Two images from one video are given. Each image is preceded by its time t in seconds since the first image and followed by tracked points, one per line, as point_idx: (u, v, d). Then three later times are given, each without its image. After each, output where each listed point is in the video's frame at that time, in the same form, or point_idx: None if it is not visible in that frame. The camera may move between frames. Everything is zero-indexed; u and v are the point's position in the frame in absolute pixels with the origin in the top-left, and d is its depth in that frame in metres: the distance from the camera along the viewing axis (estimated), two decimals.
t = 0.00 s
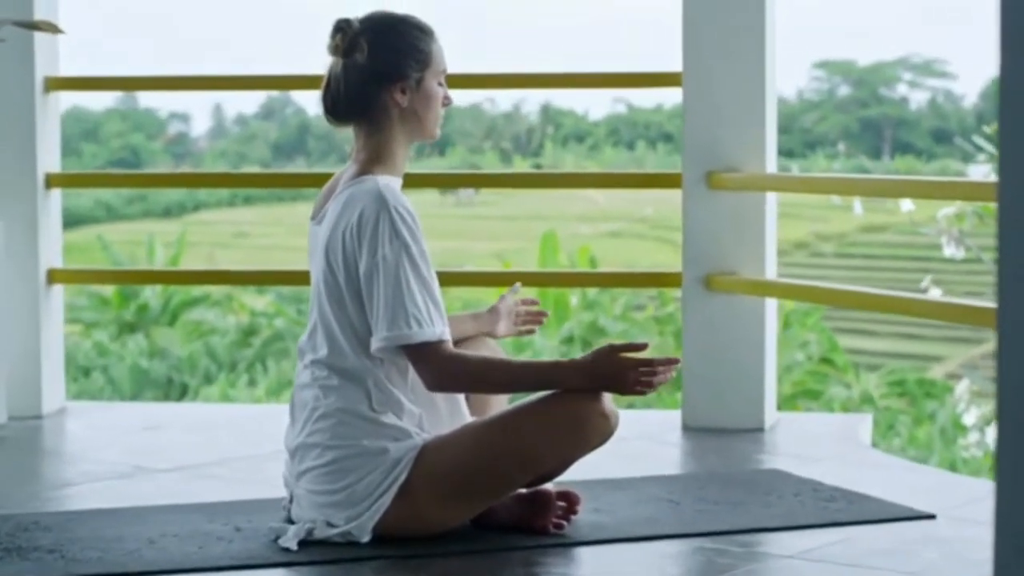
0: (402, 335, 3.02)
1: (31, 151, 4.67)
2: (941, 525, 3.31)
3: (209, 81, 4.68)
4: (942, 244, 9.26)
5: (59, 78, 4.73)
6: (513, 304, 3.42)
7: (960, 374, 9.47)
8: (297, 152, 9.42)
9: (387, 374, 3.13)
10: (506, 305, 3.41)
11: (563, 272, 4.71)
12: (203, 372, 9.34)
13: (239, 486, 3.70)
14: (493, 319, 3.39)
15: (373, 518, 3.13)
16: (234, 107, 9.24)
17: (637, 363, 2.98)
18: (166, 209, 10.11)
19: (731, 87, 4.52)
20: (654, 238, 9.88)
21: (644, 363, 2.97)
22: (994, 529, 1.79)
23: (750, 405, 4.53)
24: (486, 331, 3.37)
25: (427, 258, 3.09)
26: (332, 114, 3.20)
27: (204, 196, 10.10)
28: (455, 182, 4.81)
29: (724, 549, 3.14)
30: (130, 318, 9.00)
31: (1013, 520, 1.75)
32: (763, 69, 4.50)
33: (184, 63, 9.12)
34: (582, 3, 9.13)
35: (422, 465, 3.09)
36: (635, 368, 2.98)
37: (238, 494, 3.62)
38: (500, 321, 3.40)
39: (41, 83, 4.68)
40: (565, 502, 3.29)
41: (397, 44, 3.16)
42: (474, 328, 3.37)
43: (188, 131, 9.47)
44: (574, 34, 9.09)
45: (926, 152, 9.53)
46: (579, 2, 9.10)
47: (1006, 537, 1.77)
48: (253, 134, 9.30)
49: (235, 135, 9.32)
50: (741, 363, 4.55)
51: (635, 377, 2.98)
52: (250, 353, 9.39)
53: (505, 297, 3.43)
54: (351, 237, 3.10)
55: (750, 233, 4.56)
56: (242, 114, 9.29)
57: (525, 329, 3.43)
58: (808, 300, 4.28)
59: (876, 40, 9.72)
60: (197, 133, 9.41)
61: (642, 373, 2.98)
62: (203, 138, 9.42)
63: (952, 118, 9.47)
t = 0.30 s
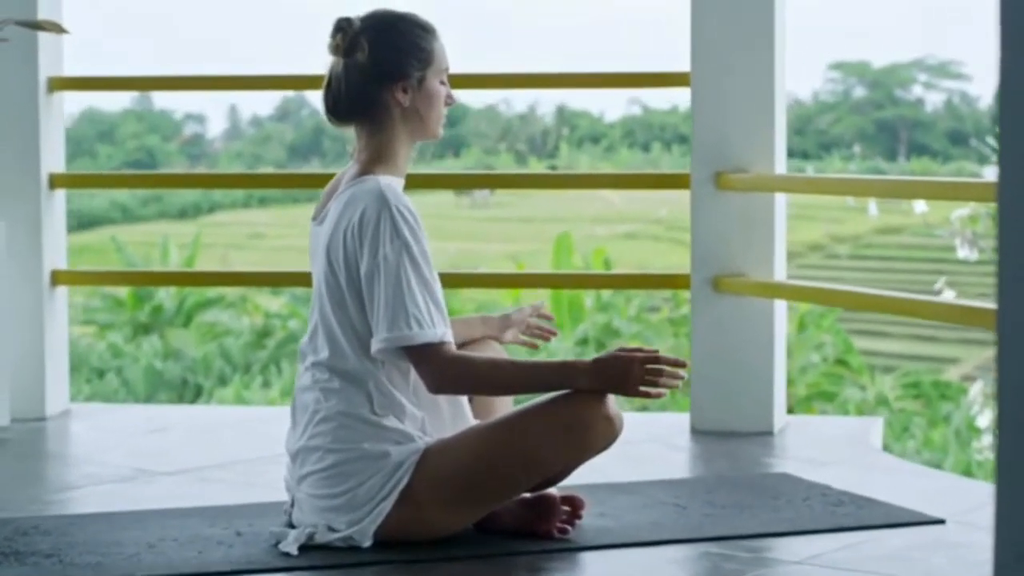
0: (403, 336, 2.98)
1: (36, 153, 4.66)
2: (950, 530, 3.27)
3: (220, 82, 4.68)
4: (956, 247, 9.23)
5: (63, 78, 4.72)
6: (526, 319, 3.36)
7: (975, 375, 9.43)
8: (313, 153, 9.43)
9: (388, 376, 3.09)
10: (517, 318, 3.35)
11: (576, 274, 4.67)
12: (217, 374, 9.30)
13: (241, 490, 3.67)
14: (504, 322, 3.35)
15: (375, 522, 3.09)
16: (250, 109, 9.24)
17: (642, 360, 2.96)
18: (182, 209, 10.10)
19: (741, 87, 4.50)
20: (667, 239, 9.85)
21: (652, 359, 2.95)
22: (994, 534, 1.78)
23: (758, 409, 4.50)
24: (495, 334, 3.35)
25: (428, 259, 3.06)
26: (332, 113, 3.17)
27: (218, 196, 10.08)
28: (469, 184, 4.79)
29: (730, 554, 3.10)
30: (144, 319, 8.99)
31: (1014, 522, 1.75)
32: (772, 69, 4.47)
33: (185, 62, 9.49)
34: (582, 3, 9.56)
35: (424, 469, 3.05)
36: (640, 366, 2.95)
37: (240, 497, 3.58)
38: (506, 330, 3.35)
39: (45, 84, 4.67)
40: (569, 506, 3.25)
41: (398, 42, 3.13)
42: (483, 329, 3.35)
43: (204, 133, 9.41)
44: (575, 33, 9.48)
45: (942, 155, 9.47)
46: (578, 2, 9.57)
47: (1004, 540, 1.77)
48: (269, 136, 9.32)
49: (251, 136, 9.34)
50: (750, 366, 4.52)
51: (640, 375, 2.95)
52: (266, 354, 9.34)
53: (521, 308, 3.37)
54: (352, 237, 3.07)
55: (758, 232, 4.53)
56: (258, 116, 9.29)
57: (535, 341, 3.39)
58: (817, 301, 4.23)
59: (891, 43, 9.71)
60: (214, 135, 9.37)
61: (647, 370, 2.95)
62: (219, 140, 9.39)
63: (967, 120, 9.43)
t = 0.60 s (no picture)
0: (408, 338, 2.95)
1: (42, 154, 4.65)
2: (961, 535, 3.23)
3: (228, 84, 4.65)
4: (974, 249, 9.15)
5: (69, 79, 4.72)
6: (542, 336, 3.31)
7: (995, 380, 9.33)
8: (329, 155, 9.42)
9: (393, 379, 3.06)
10: (531, 334, 3.31)
11: (591, 276, 4.64)
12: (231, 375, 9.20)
13: (247, 494, 3.64)
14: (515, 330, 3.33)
15: (379, 527, 3.06)
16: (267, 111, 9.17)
17: (652, 367, 2.91)
18: (197, 212, 10.04)
19: (751, 88, 4.47)
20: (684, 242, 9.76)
21: (661, 369, 2.90)
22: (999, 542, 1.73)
23: (769, 413, 4.47)
24: (503, 337, 3.33)
25: (434, 261, 3.03)
26: (337, 115, 3.15)
27: (234, 198, 10.05)
28: (482, 185, 4.76)
29: (738, 560, 3.07)
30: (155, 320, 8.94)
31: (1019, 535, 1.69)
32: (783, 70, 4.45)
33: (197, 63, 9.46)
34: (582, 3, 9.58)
35: (430, 473, 3.02)
36: (648, 373, 2.91)
37: (246, 502, 3.56)
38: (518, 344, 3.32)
39: (51, 84, 4.67)
40: (575, 511, 3.21)
41: (402, 43, 3.10)
42: (493, 332, 3.34)
43: (220, 135, 9.39)
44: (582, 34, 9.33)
45: (958, 157, 9.45)
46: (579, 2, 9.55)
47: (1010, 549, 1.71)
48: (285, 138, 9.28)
49: (266, 138, 9.27)
50: (760, 370, 4.50)
51: (647, 382, 2.91)
52: (281, 356, 9.24)
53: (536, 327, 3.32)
54: (357, 239, 3.05)
55: (769, 235, 4.51)
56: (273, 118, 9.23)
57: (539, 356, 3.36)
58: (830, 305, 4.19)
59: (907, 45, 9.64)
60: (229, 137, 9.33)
61: (654, 378, 2.91)
62: (235, 142, 9.36)
63: (984, 121, 9.37)
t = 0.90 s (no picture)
0: (414, 339, 2.92)
1: (51, 153, 4.64)
2: (972, 538, 3.20)
3: (239, 83, 4.62)
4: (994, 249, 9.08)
5: (77, 78, 4.70)
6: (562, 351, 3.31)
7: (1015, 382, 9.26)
8: (346, 156, 9.42)
9: (398, 380, 3.03)
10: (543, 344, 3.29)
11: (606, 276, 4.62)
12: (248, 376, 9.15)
13: (253, 496, 3.62)
14: (526, 335, 3.30)
15: (384, 529, 3.03)
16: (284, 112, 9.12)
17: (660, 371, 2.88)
18: (215, 213, 9.99)
19: (763, 88, 4.44)
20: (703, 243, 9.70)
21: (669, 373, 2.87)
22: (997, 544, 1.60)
23: (780, 414, 4.44)
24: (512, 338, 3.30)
25: (440, 261, 3.00)
26: (342, 113, 3.12)
27: (252, 198, 10.00)
28: (493, 185, 4.74)
29: (746, 563, 3.04)
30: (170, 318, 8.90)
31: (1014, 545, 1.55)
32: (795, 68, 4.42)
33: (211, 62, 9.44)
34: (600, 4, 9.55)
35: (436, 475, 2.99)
36: (657, 376, 2.88)
37: (252, 503, 3.53)
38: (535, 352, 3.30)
39: (58, 83, 4.65)
40: (582, 513, 3.18)
41: (407, 40, 3.07)
42: (502, 333, 3.30)
43: (237, 135, 9.32)
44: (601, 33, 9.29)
45: (976, 157, 9.38)
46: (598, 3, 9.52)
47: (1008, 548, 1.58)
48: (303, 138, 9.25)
49: (284, 139, 9.24)
50: (772, 371, 4.47)
51: (655, 385, 2.87)
52: (298, 356, 9.17)
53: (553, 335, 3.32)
54: (362, 239, 3.02)
55: (781, 235, 4.48)
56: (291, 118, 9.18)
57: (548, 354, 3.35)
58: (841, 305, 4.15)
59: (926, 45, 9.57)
60: (246, 137, 9.29)
61: (663, 382, 2.87)
62: (252, 142, 9.30)
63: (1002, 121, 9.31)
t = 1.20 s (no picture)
0: (418, 338, 2.89)
1: (57, 152, 4.63)
2: (981, 540, 3.17)
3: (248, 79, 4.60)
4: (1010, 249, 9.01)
5: (82, 75, 4.69)
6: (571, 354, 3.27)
7: None
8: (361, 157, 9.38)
9: (403, 380, 3.00)
10: (547, 346, 3.26)
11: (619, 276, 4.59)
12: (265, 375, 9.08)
13: (258, 496, 3.60)
14: (531, 335, 3.28)
15: (386, 530, 3.01)
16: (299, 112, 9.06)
17: (666, 373, 2.86)
18: (230, 212, 9.94)
19: (772, 87, 4.41)
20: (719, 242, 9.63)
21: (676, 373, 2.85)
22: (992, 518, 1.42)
23: (789, 415, 4.41)
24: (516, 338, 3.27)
25: (444, 260, 2.97)
26: (346, 110, 3.09)
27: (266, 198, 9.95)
28: (501, 184, 4.71)
29: (752, 565, 3.01)
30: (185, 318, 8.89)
31: (1017, 524, 1.32)
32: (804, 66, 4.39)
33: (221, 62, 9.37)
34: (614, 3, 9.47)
35: (439, 476, 2.97)
36: (663, 377, 2.86)
37: (256, 503, 3.51)
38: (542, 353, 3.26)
39: (64, 81, 4.64)
40: (587, 514, 3.15)
41: (412, 37, 3.04)
42: (507, 332, 3.28)
43: (252, 135, 9.25)
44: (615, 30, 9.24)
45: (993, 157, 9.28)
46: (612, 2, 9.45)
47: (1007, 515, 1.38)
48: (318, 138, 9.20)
49: (300, 138, 9.19)
50: (782, 371, 4.44)
51: (660, 387, 2.85)
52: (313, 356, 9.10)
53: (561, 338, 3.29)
54: (366, 237, 2.99)
55: (790, 234, 4.45)
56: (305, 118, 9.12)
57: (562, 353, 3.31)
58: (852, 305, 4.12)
59: (942, 45, 9.51)
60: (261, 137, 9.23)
61: (668, 385, 2.85)
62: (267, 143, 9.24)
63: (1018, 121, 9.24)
